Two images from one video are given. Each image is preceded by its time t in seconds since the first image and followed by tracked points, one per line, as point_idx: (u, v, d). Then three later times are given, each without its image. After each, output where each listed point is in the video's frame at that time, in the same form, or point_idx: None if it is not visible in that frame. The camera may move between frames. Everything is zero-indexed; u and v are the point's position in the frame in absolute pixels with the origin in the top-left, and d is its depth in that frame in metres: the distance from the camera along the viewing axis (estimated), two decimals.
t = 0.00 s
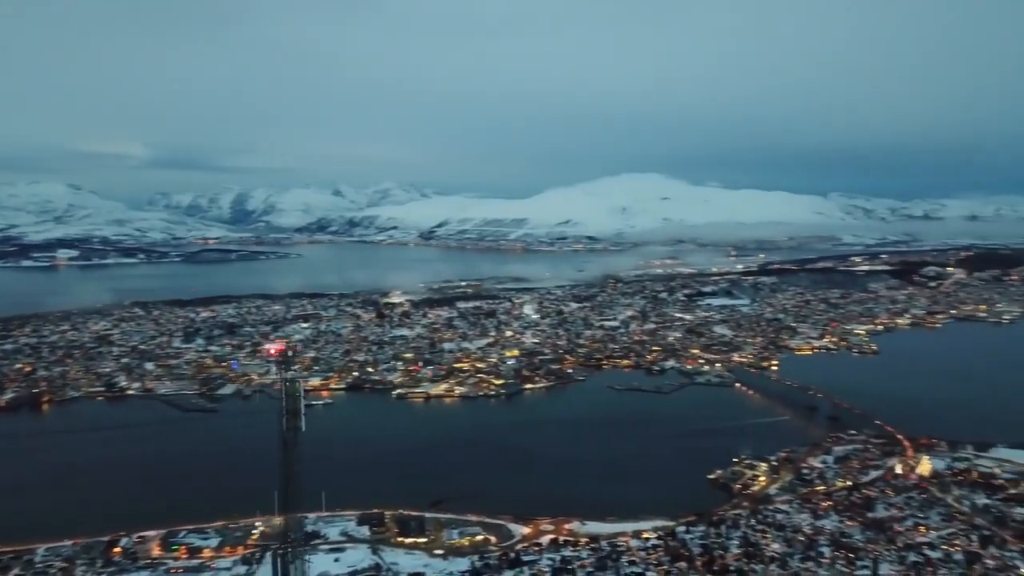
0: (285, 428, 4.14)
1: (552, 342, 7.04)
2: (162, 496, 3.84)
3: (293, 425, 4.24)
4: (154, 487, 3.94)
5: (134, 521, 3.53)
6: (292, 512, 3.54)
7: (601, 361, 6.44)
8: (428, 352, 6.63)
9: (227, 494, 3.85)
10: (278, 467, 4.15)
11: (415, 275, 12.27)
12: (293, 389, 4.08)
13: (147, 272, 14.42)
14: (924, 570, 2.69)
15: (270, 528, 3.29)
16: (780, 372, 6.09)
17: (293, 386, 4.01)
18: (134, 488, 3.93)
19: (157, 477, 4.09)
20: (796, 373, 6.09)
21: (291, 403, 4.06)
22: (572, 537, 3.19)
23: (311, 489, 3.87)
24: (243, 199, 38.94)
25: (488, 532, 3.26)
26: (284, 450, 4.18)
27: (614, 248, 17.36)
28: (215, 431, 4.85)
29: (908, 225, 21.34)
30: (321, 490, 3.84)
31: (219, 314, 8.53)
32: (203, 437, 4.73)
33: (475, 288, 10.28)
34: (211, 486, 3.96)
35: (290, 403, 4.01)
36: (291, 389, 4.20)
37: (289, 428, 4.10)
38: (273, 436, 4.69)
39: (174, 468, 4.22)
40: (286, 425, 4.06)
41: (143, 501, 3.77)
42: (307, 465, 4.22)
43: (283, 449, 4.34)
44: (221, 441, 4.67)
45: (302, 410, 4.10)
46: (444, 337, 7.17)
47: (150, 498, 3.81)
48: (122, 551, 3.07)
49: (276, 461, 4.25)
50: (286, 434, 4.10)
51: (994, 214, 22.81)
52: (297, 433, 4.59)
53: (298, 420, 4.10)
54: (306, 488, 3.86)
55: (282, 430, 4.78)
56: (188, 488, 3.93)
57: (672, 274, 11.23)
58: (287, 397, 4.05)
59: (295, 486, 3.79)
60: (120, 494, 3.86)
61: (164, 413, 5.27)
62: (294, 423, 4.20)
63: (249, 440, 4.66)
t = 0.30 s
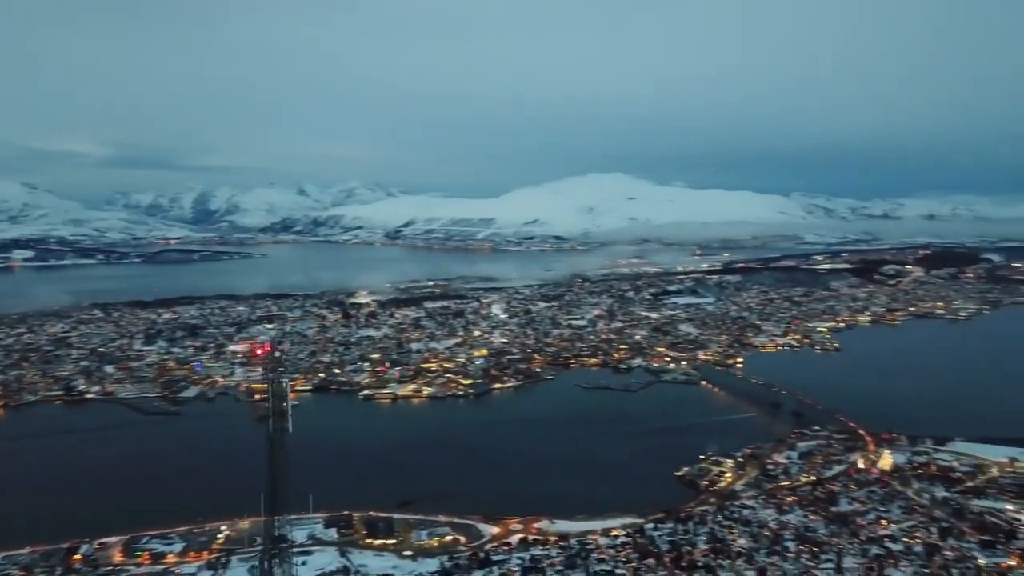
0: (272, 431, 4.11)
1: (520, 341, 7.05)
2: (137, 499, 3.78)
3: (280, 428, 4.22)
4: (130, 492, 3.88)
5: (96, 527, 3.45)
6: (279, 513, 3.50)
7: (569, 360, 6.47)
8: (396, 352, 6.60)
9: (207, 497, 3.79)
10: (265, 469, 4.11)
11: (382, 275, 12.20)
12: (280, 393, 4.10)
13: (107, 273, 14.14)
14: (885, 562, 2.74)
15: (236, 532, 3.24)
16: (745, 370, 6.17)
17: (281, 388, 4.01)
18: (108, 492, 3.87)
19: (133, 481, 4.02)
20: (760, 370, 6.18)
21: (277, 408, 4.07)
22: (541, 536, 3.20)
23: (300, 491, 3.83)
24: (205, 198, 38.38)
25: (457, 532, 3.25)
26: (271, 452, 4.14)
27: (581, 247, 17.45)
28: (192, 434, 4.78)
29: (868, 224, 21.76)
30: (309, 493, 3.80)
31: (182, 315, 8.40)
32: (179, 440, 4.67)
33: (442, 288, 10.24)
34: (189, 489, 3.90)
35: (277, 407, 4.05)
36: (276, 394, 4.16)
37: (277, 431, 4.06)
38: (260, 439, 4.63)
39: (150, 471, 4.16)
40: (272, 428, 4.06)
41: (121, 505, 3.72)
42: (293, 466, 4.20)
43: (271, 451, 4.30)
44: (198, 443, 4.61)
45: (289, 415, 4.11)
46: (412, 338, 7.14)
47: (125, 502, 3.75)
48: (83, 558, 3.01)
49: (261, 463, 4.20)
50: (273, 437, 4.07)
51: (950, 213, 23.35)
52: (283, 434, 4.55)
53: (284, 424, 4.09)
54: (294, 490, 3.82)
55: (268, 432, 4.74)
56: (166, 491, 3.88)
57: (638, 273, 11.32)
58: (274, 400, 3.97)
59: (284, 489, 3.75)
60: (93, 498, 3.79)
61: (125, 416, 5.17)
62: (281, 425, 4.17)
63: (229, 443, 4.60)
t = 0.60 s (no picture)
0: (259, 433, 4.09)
1: (489, 340, 7.05)
2: (111, 504, 3.72)
3: (268, 429, 4.22)
4: (105, 496, 3.82)
5: (57, 534, 3.38)
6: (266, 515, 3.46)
7: (538, 359, 6.48)
8: (364, 353, 6.55)
9: (189, 501, 3.74)
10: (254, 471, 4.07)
11: (349, 275, 12.11)
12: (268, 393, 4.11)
13: (66, 274, 13.85)
14: (849, 555, 2.79)
15: (201, 537, 3.20)
16: (711, 367, 6.24)
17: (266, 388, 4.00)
18: (81, 497, 3.80)
19: (108, 485, 3.96)
20: (726, 368, 6.25)
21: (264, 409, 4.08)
22: (511, 535, 3.20)
23: (290, 493, 3.79)
24: (167, 198, 37.76)
25: (427, 533, 3.24)
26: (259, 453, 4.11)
27: (549, 247, 17.50)
28: (170, 436, 4.71)
29: (830, 224, 22.13)
30: (299, 495, 3.76)
31: (144, 317, 8.25)
32: (156, 443, 4.59)
33: (410, 288, 10.20)
34: (168, 493, 3.85)
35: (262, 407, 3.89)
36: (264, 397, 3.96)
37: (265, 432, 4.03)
38: (250, 442, 4.58)
39: (126, 475, 4.10)
40: (259, 429, 4.06)
41: (97, 509, 3.66)
42: (282, 467, 4.19)
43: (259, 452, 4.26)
44: (176, 446, 4.54)
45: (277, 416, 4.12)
46: (380, 338, 7.10)
47: (99, 506, 3.69)
48: (42, 566, 2.94)
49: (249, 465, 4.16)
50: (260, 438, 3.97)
51: (909, 213, 23.82)
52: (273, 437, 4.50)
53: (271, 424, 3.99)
54: (285, 492, 3.79)
55: (257, 434, 4.70)
56: (143, 495, 3.82)
57: (605, 272, 11.38)
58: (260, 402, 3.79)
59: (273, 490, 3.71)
60: (66, 503, 3.73)
61: (86, 421, 5.06)
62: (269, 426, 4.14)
63: (208, 445, 4.54)
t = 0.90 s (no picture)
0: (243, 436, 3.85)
1: (452, 340, 7.02)
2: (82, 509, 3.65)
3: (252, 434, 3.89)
4: (78, 501, 3.74)
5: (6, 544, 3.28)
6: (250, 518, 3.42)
7: (501, 358, 6.48)
8: (324, 354, 6.48)
9: (168, 505, 3.68)
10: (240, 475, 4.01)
11: (308, 275, 11.97)
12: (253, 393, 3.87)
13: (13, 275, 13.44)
14: (808, 548, 2.84)
15: (158, 543, 3.13)
16: (672, 365, 6.30)
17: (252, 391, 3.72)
18: (50, 503, 3.72)
19: (81, 490, 3.88)
20: (687, 366, 6.31)
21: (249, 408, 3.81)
22: (475, 535, 3.19)
23: (274, 497, 3.75)
24: (119, 198, 36.91)
25: (391, 534, 3.21)
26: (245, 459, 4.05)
27: (510, 246, 17.52)
28: (146, 439, 4.63)
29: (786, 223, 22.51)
30: (283, 498, 3.73)
31: (96, 319, 8.05)
32: (129, 448, 4.50)
33: (371, 288, 10.11)
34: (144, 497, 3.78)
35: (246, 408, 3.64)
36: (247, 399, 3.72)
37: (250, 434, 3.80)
38: (219, 445, 4.51)
39: (99, 480, 4.01)
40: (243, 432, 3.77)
41: (70, 514, 3.59)
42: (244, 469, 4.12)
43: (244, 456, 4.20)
44: (151, 450, 4.45)
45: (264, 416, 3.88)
46: (341, 339, 7.02)
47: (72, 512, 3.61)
48: None
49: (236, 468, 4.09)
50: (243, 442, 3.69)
51: (862, 212, 24.35)
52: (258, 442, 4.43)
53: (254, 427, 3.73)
54: (268, 494, 3.76)
55: (243, 436, 4.63)
56: (118, 500, 3.75)
57: (567, 271, 11.43)
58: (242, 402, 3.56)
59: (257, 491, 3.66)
60: (36, 509, 3.64)
61: (36, 426, 4.92)
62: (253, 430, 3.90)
63: (186, 449, 4.46)
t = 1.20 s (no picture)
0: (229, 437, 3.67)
1: (418, 341, 6.99)
2: (58, 513, 3.58)
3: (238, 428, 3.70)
4: (55, 506, 3.67)
5: None
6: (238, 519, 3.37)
7: (468, 358, 6.46)
8: (288, 355, 6.40)
9: (151, 508, 3.62)
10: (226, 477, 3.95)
11: (271, 276, 11.82)
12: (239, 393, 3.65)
13: None
14: (773, 542, 2.89)
15: (118, 549, 3.07)
16: (638, 363, 6.35)
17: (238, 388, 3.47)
18: (26, 508, 3.64)
19: (57, 495, 3.80)
20: (653, 364, 6.37)
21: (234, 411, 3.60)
22: (444, 535, 3.18)
23: (260, 498, 3.71)
24: (75, 197, 36.08)
25: (357, 536, 3.19)
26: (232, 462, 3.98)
27: (477, 246, 17.47)
28: (123, 443, 4.55)
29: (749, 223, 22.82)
30: (270, 500, 3.69)
31: (51, 321, 7.86)
32: (103, 451, 4.42)
33: (336, 288, 10.03)
34: (124, 501, 3.71)
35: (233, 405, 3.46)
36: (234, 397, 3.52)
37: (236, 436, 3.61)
38: (181, 450, 4.43)
39: (76, 484, 3.94)
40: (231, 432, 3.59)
41: (47, 519, 3.52)
42: (210, 474, 4.05)
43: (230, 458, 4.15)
44: (128, 454, 4.37)
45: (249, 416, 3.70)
46: (305, 340, 6.94)
47: (49, 517, 3.54)
48: None
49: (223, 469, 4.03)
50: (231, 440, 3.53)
51: (822, 212, 24.79)
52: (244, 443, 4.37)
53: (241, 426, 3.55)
54: (255, 495, 3.72)
55: (230, 438, 4.57)
56: (98, 504, 3.69)
57: (533, 271, 11.45)
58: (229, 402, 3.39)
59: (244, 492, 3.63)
60: (10, 515, 3.57)
61: None
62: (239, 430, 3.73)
63: (168, 452, 4.40)
